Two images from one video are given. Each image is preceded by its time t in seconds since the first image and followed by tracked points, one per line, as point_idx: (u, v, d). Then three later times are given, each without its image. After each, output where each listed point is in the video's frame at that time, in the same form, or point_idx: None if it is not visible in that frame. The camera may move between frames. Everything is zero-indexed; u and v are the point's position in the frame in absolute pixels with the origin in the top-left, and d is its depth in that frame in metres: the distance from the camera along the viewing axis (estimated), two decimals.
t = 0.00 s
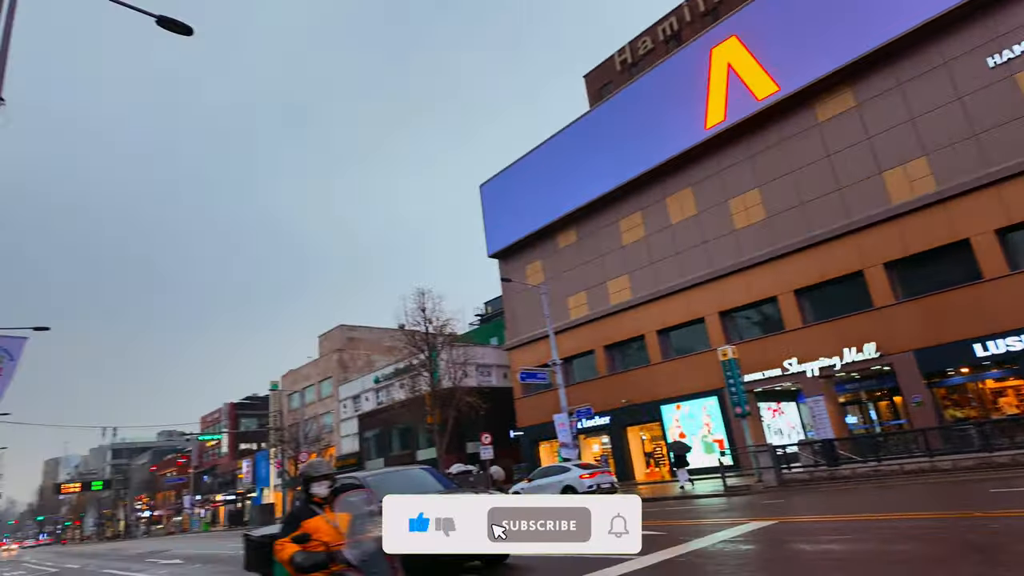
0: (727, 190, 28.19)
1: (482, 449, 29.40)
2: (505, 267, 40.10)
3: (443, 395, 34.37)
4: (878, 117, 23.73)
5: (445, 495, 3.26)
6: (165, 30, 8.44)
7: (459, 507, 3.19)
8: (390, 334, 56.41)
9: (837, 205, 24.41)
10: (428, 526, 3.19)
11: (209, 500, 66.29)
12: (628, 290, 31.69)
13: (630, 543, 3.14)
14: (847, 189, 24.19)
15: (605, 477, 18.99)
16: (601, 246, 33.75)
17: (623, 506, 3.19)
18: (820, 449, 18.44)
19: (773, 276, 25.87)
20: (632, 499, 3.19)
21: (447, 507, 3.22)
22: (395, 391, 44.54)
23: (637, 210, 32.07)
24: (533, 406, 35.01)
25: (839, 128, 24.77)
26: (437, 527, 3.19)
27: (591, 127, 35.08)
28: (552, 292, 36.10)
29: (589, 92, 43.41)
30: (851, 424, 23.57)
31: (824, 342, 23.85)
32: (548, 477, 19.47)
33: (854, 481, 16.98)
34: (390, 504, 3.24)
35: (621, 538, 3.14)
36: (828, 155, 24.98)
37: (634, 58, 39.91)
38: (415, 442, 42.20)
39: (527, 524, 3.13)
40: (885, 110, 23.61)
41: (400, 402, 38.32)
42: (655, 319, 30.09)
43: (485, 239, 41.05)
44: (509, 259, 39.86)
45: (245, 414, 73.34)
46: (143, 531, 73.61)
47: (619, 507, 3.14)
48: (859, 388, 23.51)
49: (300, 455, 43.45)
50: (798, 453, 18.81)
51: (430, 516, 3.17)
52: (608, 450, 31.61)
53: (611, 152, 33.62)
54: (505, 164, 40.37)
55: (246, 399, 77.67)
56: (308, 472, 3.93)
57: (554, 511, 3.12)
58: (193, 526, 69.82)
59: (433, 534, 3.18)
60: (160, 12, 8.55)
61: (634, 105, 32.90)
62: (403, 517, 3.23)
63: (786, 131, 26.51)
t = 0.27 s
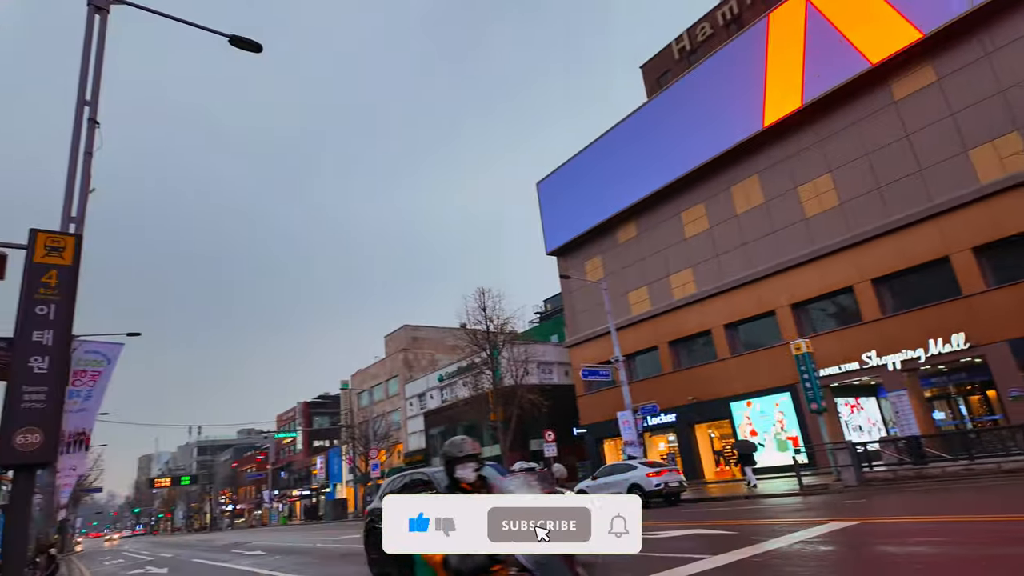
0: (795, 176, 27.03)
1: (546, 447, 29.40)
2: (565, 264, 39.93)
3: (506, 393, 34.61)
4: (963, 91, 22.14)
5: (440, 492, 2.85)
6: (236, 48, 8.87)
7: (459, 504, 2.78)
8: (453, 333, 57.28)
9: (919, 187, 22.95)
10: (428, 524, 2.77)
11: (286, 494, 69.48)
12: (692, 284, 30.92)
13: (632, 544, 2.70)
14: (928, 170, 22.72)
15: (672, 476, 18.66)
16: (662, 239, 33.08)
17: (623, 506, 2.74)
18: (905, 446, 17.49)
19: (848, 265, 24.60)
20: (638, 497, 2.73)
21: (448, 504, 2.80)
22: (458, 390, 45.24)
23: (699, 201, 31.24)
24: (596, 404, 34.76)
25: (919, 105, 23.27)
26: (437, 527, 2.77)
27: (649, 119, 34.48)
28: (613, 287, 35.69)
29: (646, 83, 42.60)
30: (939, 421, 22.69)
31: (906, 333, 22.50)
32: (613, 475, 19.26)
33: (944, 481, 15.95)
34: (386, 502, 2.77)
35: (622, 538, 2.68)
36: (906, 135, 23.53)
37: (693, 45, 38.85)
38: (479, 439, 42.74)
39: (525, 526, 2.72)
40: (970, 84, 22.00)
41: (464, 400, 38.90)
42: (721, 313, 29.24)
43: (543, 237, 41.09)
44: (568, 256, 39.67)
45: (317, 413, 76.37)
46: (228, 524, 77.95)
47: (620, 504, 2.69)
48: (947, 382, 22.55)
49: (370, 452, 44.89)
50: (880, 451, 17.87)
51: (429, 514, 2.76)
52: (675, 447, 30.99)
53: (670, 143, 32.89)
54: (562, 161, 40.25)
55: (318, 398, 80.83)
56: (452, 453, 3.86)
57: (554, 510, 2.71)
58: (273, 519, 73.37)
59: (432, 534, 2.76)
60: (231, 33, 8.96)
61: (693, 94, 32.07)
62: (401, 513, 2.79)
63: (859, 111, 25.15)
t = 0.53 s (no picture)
0: (853, 161, 25.92)
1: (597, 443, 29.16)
2: (612, 259, 39.56)
3: (554, 389, 34.56)
4: None
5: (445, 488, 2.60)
6: (288, 57, 9.17)
7: (459, 501, 2.52)
8: (500, 330, 57.70)
9: (990, 168, 21.63)
10: (426, 524, 2.54)
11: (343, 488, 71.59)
12: (745, 276, 30.12)
13: (633, 545, 2.47)
14: (1000, 150, 21.39)
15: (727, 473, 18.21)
16: (712, 231, 32.35)
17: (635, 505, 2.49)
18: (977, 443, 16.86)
19: (912, 253, 23.44)
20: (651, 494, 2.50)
21: (447, 502, 2.55)
22: (507, 386, 45.49)
23: (750, 190, 30.39)
24: (647, 400, 34.35)
25: (989, 81, 21.93)
26: (436, 527, 2.53)
27: (697, 108, 33.77)
28: (663, 281, 35.12)
29: (693, 71, 41.65)
30: (1015, 415, 21.14)
31: (978, 323, 21.26)
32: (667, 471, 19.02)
33: None
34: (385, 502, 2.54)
35: (622, 538, 2.47)
36: (974, 114, 22.22)
37: (741, 30, 37.74)
38: (529, 435, 42.88)
39: (527, 527, 2.46)
40: None
41: (512, 396, 39.09)
42: (776, 305, 28.37)
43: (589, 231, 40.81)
44: (615, 250, 39.26)
45: (371, 409, 78.30)
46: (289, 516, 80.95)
47: (620, 504, 2.46)
48: None
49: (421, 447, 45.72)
50: (950, 447, 17.28)
51: (428, 514, 2.53)
52: (729, 444, 30.30)
53: (719, 132, 32.15)
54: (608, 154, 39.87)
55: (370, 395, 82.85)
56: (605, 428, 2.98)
57: (554, 510, 2.46)
58: (330, 512, 75.74)
59: (432, 534, 2.53)
60: (283, 42, 9.30)
61: (743, 81, 31.23)
62: (400, 513, 2.57)
63: (922, 91, 23.88)
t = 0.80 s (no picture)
0: (908, 144, 24.78)
1: (642, 438, 28.82)
2: (654, 251, 38.99)
3: (597, 384, 34.33)
4: None
5: (440, 499, 4.58)
6: (330, 59, 9.37)
7: (455, 512, 4.60)
8: (542, 325, 57.62)
9: None
10: (426, 525, 4.50)
11: (390, 482, 73.04)
12: (793, 267, 29.25)
13: (628, 536, 4.91)
14: None
15: (778, 468, 17.73)
16: (758, 221, 31.52)
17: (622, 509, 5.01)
18: None
19: (974, 238, 22.27)
20: (632, 500, 5.00)
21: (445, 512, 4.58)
22: (549, 380, 45.43)
23: (798, 178, 29.45)
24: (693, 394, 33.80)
25: None
26: (436, 526, 4.53)
27: (743, 96, 33.02)
28: (707, 273, 34.47)
29: (736, 58, 40.57)
30: None
31: None
32: (715, 467, 18.80)
33: None
34: (393, 508, 4.48)
35: (621, 534, 4.92)
36: None
37: (785, 13, 36.50)
38: (572, 430, 42.76)
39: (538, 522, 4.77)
40: None
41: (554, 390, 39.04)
42: (827, 296, 27.47)
43: (631, 224, 40.41)
44: (658, 243, 38.68)
45: (415, 404, 79.48)
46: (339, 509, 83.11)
47: (619, 511, 5.00)
48: None
49: (465, 442, 46.18)
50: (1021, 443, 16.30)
51: (428, 516, 4.51)
52: (779, 439, 29.53)
53: (764, 119, 31.38)
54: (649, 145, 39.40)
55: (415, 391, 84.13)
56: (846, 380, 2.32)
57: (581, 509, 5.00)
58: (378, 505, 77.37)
59: (433, 530, 4.51)
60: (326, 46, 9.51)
61: (789, 66, 30.36)
62: (402, 518, 4.47)
63: (983, 67, 22.64)
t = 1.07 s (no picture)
0: (963, 125, 23.63)
1: (682, 432, 28.39)
2: (694, 242, 38.32)
3: (636, 377, 33.98)
4: None
5: (439, 502, 6.88)
6: (366, 57, 9.49)
7: (454, 519, 6.86)
8: (578, 318, 57.36)
9: None
10: (428, 528, 6.75)
11: (430, 474, 74.07)
12: (840, 256, 28.33)
13: (627, 535, 7.50)
14: None
15: (825, 463, 17.25)
16: (802, 209, 30.62)
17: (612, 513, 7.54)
18: None
19: None
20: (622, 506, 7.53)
21: (444, 517, 6.82)
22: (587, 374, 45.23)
23: (845, 163, 28.45)
24: (736, 387, 33.16)
25: None
26: (437, 529, 6.76)
27: (785, 81, 32.10)
28: (749, 264, 33.71)
29: (777, 42, 39.40)
30: None
31: None
32: (759, 461, 18.38)
33: None
34: (397, 509, 6.76)
35: (624, 533, 7.52)
36: None
37: None
38: (610, 424, 42.52)
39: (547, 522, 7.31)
40: None
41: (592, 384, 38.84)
42: (876, 285, 26.51)
43: (669, 215, 39.81)
44: (698, 234, 38.00)
45: (454, 397, 80.30)
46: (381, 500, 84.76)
47: (619, 513, 7.55)
48: None
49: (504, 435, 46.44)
50: None
51: (430, 520, 6.77)
52: (825, 433, 28.76)
53: (809, 103, 30.43)
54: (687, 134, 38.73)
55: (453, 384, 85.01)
56: None
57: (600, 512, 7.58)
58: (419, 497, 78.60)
59: (434, 531, 6.79)
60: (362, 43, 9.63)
61: (834, 48, 29.37)
62: (404, 520, 6.71)
63: None
